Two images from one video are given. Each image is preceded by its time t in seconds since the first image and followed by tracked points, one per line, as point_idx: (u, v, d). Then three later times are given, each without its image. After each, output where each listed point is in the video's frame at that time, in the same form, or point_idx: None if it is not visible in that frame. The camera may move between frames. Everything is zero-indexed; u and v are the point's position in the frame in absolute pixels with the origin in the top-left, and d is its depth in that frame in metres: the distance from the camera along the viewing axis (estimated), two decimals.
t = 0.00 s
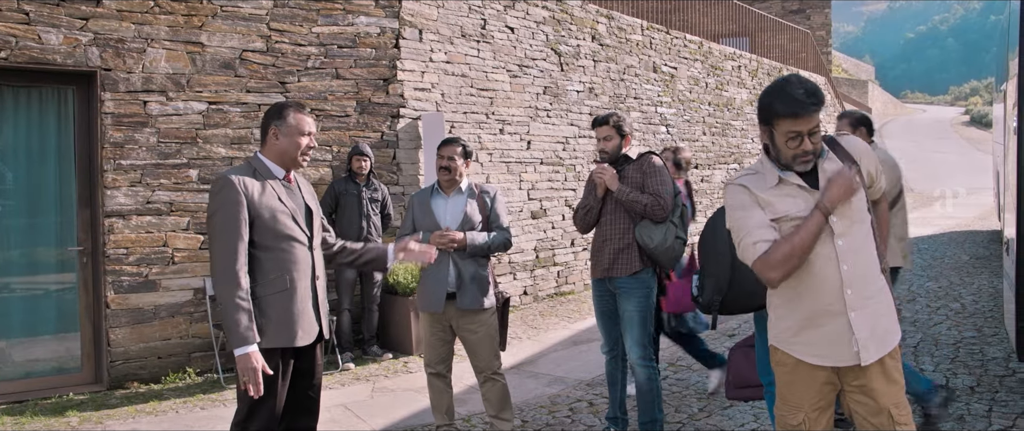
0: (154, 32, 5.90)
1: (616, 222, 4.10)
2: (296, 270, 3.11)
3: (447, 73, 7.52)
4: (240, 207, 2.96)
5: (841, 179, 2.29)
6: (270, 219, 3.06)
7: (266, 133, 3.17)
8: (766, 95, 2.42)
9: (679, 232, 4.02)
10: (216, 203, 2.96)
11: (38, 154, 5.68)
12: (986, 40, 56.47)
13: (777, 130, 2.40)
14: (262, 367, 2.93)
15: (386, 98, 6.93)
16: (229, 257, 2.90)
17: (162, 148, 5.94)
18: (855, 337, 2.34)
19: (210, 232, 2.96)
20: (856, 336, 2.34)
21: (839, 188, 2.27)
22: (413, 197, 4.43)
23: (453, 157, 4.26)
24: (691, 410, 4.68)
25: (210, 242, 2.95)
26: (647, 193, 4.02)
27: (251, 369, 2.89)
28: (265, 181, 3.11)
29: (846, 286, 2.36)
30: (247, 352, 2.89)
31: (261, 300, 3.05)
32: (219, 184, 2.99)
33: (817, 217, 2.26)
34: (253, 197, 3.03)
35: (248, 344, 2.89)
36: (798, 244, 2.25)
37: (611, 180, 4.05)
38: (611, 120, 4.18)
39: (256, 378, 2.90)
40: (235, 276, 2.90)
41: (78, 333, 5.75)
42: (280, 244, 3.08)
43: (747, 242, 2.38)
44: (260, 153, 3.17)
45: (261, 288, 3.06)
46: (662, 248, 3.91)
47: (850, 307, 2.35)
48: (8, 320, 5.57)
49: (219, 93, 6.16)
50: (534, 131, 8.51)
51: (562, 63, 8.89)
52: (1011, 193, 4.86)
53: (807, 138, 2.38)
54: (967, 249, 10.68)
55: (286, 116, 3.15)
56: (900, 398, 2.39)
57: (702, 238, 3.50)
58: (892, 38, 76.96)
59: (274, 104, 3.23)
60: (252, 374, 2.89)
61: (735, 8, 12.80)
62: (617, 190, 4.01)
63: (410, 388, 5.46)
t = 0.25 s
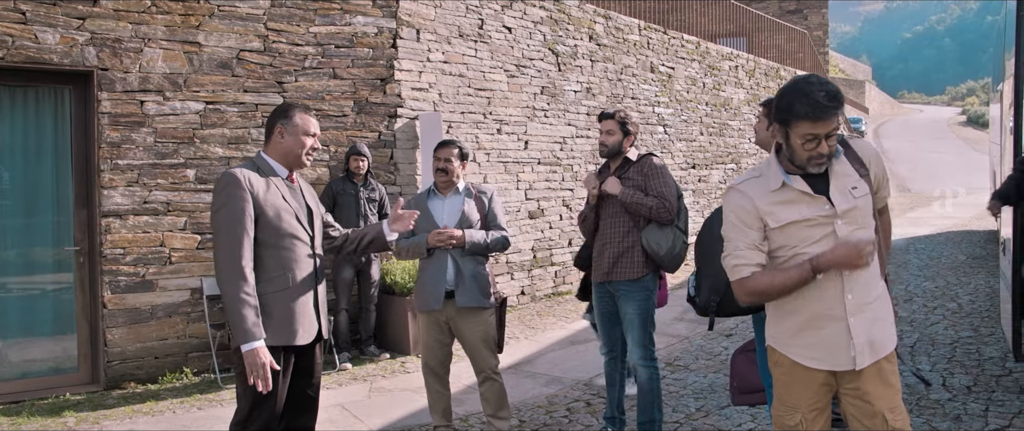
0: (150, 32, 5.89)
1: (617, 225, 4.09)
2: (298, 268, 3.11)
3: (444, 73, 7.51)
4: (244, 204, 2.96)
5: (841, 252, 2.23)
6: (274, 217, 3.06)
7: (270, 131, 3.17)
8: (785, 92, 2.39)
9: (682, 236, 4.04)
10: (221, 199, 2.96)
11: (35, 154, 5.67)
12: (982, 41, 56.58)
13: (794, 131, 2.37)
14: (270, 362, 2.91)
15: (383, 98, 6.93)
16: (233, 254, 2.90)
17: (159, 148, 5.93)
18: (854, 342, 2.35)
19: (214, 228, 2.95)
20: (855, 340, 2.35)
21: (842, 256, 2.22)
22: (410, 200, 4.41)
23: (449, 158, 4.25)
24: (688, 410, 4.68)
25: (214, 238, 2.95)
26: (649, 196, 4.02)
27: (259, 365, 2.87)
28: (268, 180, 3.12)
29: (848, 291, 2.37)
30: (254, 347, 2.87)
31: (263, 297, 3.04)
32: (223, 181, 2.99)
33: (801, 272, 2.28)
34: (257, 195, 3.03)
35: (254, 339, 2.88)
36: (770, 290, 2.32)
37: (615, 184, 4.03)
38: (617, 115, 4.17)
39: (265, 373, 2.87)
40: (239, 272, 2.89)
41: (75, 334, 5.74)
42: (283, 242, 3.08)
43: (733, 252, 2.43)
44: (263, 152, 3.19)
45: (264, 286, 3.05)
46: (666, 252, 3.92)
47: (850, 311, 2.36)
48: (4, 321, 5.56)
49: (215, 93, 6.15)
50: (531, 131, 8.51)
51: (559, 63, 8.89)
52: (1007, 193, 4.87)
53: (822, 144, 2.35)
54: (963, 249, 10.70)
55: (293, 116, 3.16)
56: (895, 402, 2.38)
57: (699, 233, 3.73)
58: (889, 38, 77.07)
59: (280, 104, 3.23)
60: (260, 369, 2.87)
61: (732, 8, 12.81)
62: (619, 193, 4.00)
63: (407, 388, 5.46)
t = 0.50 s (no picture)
0: (147, 32, 5.88)
1: (621, 228, 4.10)
2: (295, 268, 3.11)
3: (441, 73, 7.51)
4: (242, 204, 2.96)
5: (850, 289, 2.23)
6: (271, 217, 3.06)
7: (268, 131, 3.16)
8: (808, 92, 2.38)
9: (685, 238, 4.01)
10: (219, 200, 2.96)
11: (31, 154, 5.65)
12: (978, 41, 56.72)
13: (816, 131, 2.36)
14: (274, 359, 2.92)
15: (381, 98, 6.92)
16: (231, 254, 2.90)
17: (156, 147, 5.92)
18: (855, 345, 2.37)
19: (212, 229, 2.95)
20: (856, 343, 2.36)
21: (844, 291, 2.24)
22: (407, 202, 4.40)
23: (446, 160, 4.23)
24: (685, 410, 4.69)
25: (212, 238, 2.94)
26: (652, 198, 4.02)
27: (263, 363, 2.87)
28: (265, 180, 3.11)
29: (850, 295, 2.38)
30: (257, 346, 2.88)
31: (262, 296, 3.04)
32: (220, 182, 2.99)
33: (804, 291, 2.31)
34: (254, 196, 3.03)
35: (257, 337, 2.88)
36: (769, 298, 2.36)
37: (618, 188, 4.04)
38: (621, 116, 4.16)
39: (268, 371, 2.88)
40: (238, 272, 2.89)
41: (71, 334, 5.73)
42: (281, 242, 3.08)
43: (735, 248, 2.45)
44: (262, 153, 3.18)
45: (262, 285, 3.05)
46: (668, 256, 3.89)
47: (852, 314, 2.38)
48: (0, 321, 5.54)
49: (212, 93, 6.15)
50: (528, 131, 8.52)
51: (556, 63, 8.90)
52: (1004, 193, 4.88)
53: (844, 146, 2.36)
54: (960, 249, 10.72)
55: (290, 116, 3.15)
56: (891, 406, 2.41)
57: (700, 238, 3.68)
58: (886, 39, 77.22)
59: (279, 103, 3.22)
60: (265, 367, 2.88)
61: (729, 8, 12.82)
62: (623, 196, 4.01)
63: (405, 388, 5.45)
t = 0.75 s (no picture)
0: (144, 31, 5.87)
1: (617, 228, 4.09)
2: (289, 270, 3.10)
3: (438, 73, 7.51)
4: (234, 205, 2.97)
5: (900, 305, 2.24)
6: (266, 219, 3.06)
7: (267, 132, 3.16)
8: (821, 95, 2.39)
9: (681, 239, 4.03)
10: (213, 200, 2.98)
11: (27, 154, 5.64)
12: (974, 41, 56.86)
13: (831, 135, 2.38)
14: (258, 363, 2.92)
15: (377, 98, 6.92)
16: (221, 254, 2.91)
17: (152, 147, 5.90)
18: (860, 343, 2.39)
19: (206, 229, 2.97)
20: (862, 341, 2.39)
21: (891, 305, 2.25)
22: (404, 200, 4.39)
23: (443, 159, 4.24)
24: (682, 409, 4.70)
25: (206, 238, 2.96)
26: (650, 199, 4.02)
27: (246, 365, 2.88)
28: (263, 181, 3.10)
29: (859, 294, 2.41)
30: (242, 347, 2.89)
31: (254, 297, 3.05)
32: (216, 183, 3.01)
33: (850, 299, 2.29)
34: (249, 197, 3.03)
35: (243, 339, 2.90)
36: (812, 300, 2.33)
37: (615, 188, 4.01)
38: (617, 116, 4.15)
39: (251, 374, 2.88)
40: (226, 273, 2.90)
41: (68, 334, 5.71)
42: (275, 243, 3.08)
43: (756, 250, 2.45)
44: (262, 154, 3.18)
45: (254, 286, 3.06)
46: (666, 256, 3.91)
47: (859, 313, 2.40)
48: None
49: (209, 92, 6.14)
50: (525, 131, 8.52)
51: (553, 63, 8.90)
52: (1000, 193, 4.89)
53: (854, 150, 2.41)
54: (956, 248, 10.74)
55: (289, 118, 3.15)
56: (891, 405, 2.43)
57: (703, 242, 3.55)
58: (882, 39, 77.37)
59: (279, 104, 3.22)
60: (247, 369, 2.88)
61: (726, 8, 12.83)
62: (620, 196, 3.99)
63: (402, 388, 5.45)
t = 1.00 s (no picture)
0: (141, 31, 5.86)
1: (610, 226, 4.11)
2: (289, 269, 3.10)
3: (435, 73, 7.51)
4: (234, 205, 2.97)
5: (933, 325, 2.28)
6: (266, 218, 3.06)
7: (267, 134, 3.16)
8: (823, 97, 2.43)
9: (673, 237, 4.07)
10: (212, 199, 2.98)
11: (24, 154, 5.63)
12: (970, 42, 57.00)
13: (836, 137, 2.42)
14: (235, 369, 2.91)
15: (375, 98, 6.91)
16: (219, 254, 2.91)
17: (149, 147, 5.89)
18: (863, 340, 2.40)
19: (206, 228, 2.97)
20: (865, 338, 2.39)
21: (920, 323, 2.27)
22: (399, 196, 4.37)
23: (438, 158, 4.24)
24: (680, 409, 4.70)
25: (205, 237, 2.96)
26: (642, 197, 4.04)
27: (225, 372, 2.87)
28: (263, 181, 3.10)
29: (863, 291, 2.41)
30: (225, 351, 2.88)
31: (252, 297, 3.04)
32: (216, 182, 3.00)
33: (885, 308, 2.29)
34: (249, 196, 3.03)
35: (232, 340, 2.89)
36: (849, 300, 2.30)
37: (607, 186, 4.03)
38: (608, 114, 4.14)
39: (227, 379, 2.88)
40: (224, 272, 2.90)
41: (64, 334, 5.70)
42: (274, 243, 3.07)
43: (774, 245, 2.43)
44: (261, 153, 3.18)
45: (253, 286, 3.05)
46: (659, 254, 3.95)
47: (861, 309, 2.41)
48: None
49: (206, 92, 6.13)
50: (523, 131, 8.52)
51: (551, 63, 8.90)
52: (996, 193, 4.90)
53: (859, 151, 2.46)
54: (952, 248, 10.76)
55: (290, 119, 3.15)
56: (889, 403, 2.45)
57: (703, 247, 3.49)
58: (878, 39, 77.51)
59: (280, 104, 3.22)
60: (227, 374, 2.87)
61: (723, 8, 12.85)
62: (614, 196, 4.01)
63: (400, 388, 5.45)
